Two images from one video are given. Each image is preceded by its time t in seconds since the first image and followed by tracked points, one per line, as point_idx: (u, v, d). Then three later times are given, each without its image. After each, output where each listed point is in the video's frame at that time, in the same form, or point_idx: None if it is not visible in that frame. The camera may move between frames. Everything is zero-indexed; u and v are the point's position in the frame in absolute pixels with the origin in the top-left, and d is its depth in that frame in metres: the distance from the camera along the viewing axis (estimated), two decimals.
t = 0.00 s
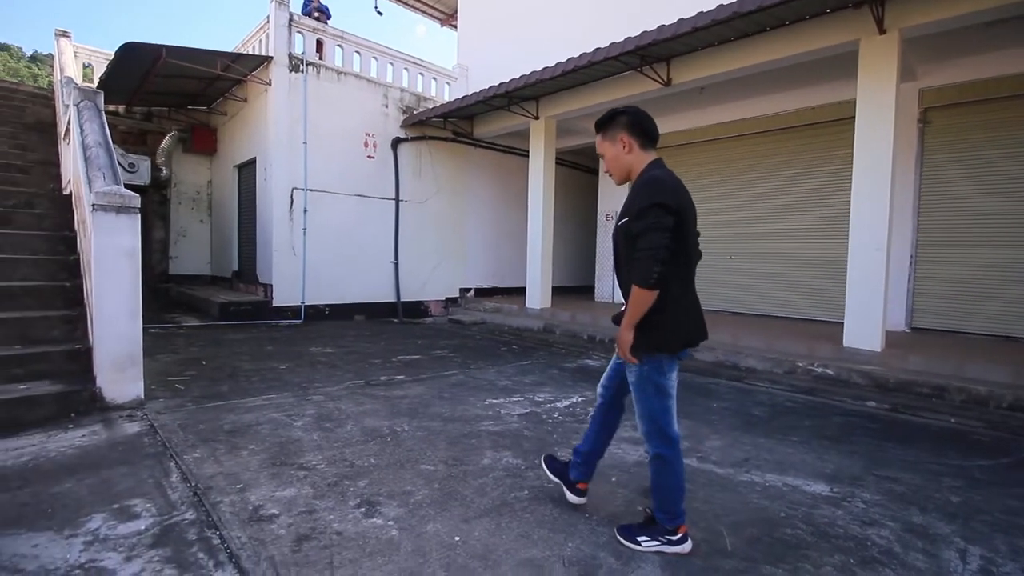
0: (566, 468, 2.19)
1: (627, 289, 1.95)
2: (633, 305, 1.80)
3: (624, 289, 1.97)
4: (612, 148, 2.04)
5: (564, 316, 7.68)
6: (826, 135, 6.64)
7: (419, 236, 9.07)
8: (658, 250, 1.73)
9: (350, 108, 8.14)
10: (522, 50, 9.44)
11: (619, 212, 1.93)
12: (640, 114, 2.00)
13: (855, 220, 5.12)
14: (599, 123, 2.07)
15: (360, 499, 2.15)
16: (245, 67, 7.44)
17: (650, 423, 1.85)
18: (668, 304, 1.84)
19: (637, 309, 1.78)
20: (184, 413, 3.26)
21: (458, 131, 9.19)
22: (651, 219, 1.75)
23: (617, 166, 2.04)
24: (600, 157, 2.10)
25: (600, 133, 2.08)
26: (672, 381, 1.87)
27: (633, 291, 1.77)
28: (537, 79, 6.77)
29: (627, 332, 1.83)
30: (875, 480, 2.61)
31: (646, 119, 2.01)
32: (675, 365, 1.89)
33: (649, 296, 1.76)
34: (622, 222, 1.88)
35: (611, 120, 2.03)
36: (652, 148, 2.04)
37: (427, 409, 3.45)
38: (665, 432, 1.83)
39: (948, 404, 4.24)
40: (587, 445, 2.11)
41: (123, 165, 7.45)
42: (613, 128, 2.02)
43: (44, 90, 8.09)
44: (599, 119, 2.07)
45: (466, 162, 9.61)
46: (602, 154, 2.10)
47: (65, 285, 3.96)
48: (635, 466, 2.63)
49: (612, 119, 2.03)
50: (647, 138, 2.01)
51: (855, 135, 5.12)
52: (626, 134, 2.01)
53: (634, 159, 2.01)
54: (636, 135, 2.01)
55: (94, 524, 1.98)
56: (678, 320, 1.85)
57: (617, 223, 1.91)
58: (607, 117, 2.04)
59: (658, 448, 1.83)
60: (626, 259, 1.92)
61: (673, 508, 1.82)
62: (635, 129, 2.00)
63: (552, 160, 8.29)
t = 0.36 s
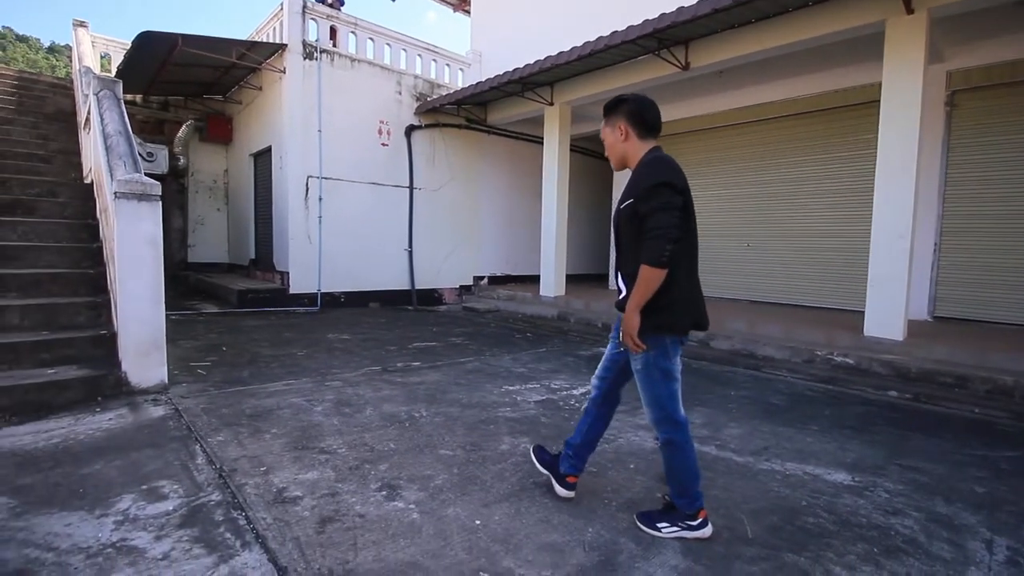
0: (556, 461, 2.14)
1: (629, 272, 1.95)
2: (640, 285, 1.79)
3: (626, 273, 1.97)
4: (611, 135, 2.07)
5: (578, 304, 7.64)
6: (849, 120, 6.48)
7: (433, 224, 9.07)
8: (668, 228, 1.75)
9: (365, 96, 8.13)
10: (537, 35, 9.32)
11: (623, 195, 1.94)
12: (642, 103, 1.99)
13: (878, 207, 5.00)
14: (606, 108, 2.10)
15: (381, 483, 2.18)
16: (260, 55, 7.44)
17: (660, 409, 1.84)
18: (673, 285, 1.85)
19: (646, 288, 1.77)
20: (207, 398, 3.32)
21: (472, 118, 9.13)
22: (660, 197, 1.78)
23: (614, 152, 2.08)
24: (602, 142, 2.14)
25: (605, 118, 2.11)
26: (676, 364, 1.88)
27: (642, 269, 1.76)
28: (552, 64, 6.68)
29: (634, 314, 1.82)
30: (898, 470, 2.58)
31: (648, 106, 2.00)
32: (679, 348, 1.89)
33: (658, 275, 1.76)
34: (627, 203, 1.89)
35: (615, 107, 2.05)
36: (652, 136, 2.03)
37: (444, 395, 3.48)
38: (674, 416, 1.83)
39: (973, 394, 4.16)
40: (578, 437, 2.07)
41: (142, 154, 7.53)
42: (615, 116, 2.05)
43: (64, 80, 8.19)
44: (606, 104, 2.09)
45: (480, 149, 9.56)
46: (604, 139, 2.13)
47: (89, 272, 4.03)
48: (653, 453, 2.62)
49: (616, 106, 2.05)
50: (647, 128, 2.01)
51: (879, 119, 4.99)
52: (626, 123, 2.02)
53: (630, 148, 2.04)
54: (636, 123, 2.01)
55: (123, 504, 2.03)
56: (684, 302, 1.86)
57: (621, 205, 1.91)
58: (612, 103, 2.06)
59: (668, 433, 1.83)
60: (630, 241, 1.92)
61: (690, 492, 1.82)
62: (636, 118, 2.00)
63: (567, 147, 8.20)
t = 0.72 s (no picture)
0: (564, 460, 2.16)
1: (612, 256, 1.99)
2: (620, 267, 1.83)
3: (607, 256, 2.01)
4: (602, 126, 2.08)
5: (591, 295, 7.61)
6: (869, 107, 6.34)
7: (444, 215, 9.08)
8: (650, 213, 1.78)
9: (376, 87, 8.12)
10: (549, 23, 9.21)
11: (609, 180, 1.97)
12: (632, 95, 1.97)
13: (899, 196, 4.90)
14: (601, 97, 2.09)
15: (399, 472, 2.20)
16: (272, 47, 7.45)
17: (647, 393, 1.86)
18: (656, 269, 1.88)
19: (625, 270, 1.81)
20: (226, 387, 3.38)
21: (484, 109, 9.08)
22: (643, 182, 1.80)
23: (604, 143, 2.09)
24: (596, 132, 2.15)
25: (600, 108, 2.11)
26: (661, 347, 1.91)
27: (621, 252, 1.81)
28: (564, 53, 6.60)
29: (612, 297, 1.87)
30: (918, 462, 2.54)
31: (640, 98, 1.98)
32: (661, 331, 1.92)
33: (636, 258, 1.81)
34: (612, 188, 1.92)
35: (607, 98, 2.05)
36: (641, 130, 2.01)
37: (459, 385, 3.50)
38: (661, 400, 1.85)
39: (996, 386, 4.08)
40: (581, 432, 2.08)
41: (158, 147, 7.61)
42: (607, 106, 2.04)
43: (81, 74, 8.28)
44: (602, 93, 2.09)
45: (491, 140, 9.52)
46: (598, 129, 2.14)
47: (109, 264, 4.10)
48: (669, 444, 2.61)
49: (609, 97, 2.05)
50: (636, 121, 1.99)
51: (902, 105, 4.86)
52: (615, 114, 2.02)
53: (618, 139, 2.04)
54: (625, 116, 2.00)
55: (147, 491, 2.08)
56: (666, 285, 1.88)
57: (606, 189, 1.94)
58: (606, 93, 2.05)
59: (658, 417, 1.85)
60: (613, 225, 1.96)
61: (693, 475, 1.83)
62: (625, 110, 1.99)
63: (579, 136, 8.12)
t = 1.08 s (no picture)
0: (579, 459, 2.13)
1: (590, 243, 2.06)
2: (599, 253, 1.91)
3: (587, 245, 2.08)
4: (602, 120, 2.07)
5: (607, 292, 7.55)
6: (896, 100, 6.18)
7: (460, 212, 9.09)
8: (631, 202, 1.86)
9: (393, 84, 8.15)
10: (566, 18, 9.14)
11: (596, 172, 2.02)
12: (631, 92, 2.02)
13: (926, 192, 4.76)
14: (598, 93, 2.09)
15: (417, 467, 2.21)
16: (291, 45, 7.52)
17: (605, 381, 1.93)
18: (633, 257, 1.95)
19: (604, 255, 1.88)
20: (247, 381, 3.43)
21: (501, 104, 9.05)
22: (626, 172, 1.88)
23: (603, 137, 2.09)
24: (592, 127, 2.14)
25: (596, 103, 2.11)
26: (628, 340, 1.97)
27: (601, 238, 1.88)
28: (582, 48, 6.54)
29: (587, 284, 1.96)
30: (946, 465, 2.48)
31: (636, 96, 2.03)
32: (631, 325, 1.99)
33: (615, 245, 1.88)
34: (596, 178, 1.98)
35: (607, 93, 2.05)
36: (637, 127, 2.06)
37: (475, 381, 3.51)
38: (619, 386, 1.92)
39: None
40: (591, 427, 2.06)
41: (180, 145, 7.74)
42: (605, 101, 2.05)
43: (106, 73, 8.46)
44: (599, 89, 2.09)
45: (508, 136, 9.51)
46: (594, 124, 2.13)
47: (134, 259, 4.19)
48: (689, 443, 2.58)
49: (607, 93, 2.06)
50: (635, 117, 2.03)
51: (930, 97, 4.72)
52: (615, 109, 2.03)
53: (617, 134, 2.05)
54: (625, 111, 2.02)
55: (172, 482, 2.12)
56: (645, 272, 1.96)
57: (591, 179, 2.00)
58: (604, 88, 2.06)
59: (617, 402, 1.92)
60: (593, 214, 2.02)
61: (667, 455, 1.89)
62: (625, 106, 2.02)
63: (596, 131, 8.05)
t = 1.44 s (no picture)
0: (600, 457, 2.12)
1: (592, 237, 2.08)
2: (600, 244, 1.93)
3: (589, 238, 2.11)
4: (605, 118, 2.09)
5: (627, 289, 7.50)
6: (929, 91, 5.99)
7: (479, 208, 9.10)
8: (633, 197, 1.88)
9: (413, 81, 8.19)
10: (587, 12, 9.06)
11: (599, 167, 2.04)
12: (633, 89, 2.05)
13: (961, 187, 4.59)
14: (598, 91, 2.11)
15: (437, 461, 2.23)
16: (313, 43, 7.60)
17: (567, 360, 1.96)
18: (632, 252, 1.98)
19: (603, 247, 1.91)
20: (272, 374, 3.50)
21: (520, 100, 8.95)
22: (628, 168, 1.91)
23: (607, 135, 2.10)
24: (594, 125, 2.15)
25: (598, 101, 2.12)
26: (606, 333, 1.99)
27: (602, 231, 1.91)
28: (602, 42, 6.47)
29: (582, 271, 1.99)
30: (980, 469, 2.40)
31: (638, 94, 2.07)
32: (615, 321, 1.99)
33: (615, 239, 1.90)
34: (600, 173, 2.00)
35: (609, 91, 2.07)
36: (640, 123, 2.09)
37: (495, 377, 3.51)
38: (578, 369, 1.95)
39: None
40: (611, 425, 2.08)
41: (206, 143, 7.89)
42: (607, 99, 2.08)
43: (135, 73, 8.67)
44: (599, 88, 2.11)
45: (527, 132, 9.48)
46: (596, 122, 2.14)
47: (162, 254, 4.30)
48: (711, 442, 2.55)
49: (610, 90, 2.08)
50: (637, 114, 2.06)
51: (965, 89, 4.55)
52: (619, 107, 2.05)
53: (622, 131, 2.07)
54: (629, 108, 2.06)
55: (200, 471, 2.18)
56: (643, 267, 1.98)
57: (594, 174, 2.03)
58: (605, 87, 2.08)
59: (568, 382, 1.95)
60: (597, 207, 2.05)
61: (602, 443, 1.97)
62: (628, 103, 2.05)
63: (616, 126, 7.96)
